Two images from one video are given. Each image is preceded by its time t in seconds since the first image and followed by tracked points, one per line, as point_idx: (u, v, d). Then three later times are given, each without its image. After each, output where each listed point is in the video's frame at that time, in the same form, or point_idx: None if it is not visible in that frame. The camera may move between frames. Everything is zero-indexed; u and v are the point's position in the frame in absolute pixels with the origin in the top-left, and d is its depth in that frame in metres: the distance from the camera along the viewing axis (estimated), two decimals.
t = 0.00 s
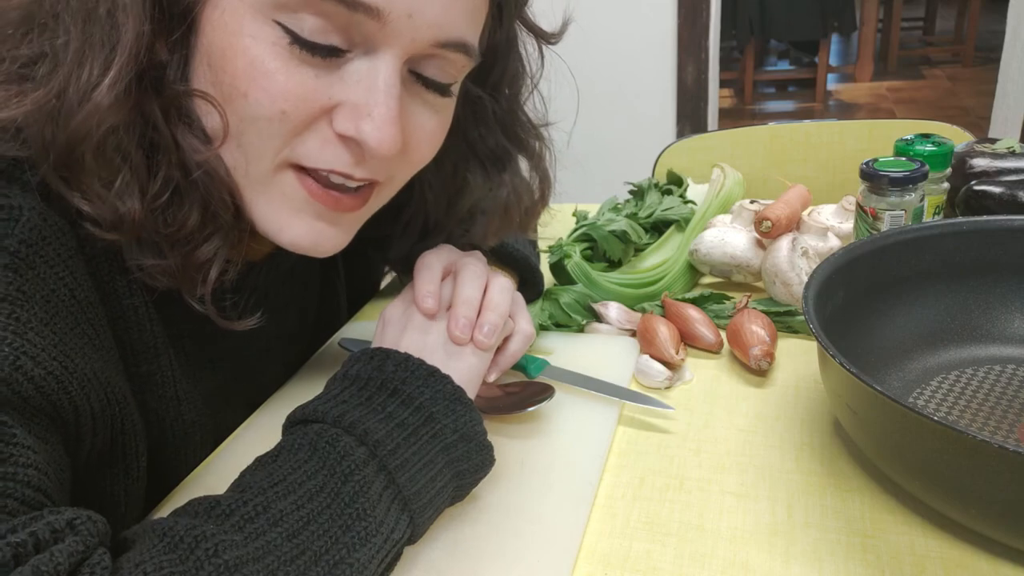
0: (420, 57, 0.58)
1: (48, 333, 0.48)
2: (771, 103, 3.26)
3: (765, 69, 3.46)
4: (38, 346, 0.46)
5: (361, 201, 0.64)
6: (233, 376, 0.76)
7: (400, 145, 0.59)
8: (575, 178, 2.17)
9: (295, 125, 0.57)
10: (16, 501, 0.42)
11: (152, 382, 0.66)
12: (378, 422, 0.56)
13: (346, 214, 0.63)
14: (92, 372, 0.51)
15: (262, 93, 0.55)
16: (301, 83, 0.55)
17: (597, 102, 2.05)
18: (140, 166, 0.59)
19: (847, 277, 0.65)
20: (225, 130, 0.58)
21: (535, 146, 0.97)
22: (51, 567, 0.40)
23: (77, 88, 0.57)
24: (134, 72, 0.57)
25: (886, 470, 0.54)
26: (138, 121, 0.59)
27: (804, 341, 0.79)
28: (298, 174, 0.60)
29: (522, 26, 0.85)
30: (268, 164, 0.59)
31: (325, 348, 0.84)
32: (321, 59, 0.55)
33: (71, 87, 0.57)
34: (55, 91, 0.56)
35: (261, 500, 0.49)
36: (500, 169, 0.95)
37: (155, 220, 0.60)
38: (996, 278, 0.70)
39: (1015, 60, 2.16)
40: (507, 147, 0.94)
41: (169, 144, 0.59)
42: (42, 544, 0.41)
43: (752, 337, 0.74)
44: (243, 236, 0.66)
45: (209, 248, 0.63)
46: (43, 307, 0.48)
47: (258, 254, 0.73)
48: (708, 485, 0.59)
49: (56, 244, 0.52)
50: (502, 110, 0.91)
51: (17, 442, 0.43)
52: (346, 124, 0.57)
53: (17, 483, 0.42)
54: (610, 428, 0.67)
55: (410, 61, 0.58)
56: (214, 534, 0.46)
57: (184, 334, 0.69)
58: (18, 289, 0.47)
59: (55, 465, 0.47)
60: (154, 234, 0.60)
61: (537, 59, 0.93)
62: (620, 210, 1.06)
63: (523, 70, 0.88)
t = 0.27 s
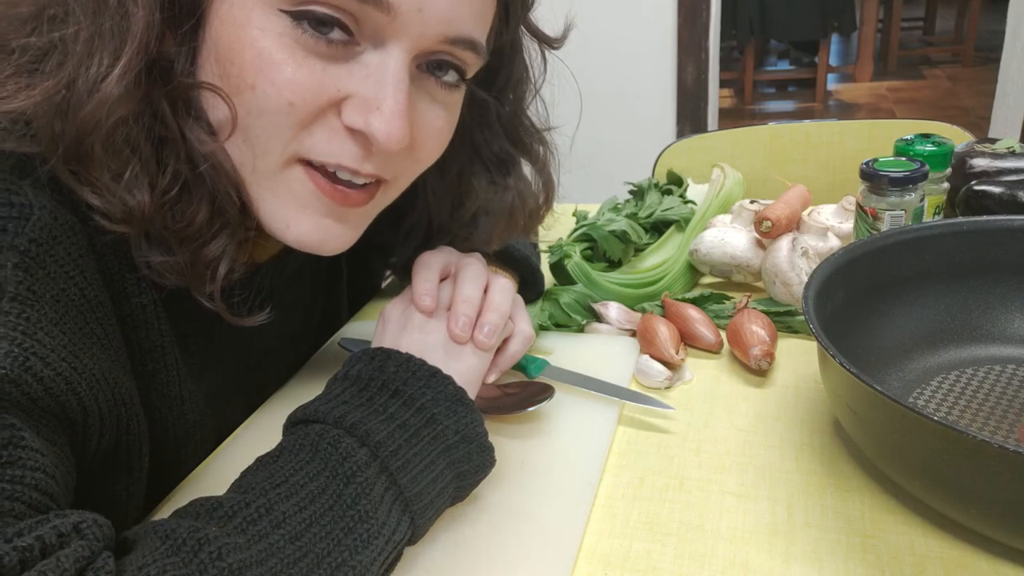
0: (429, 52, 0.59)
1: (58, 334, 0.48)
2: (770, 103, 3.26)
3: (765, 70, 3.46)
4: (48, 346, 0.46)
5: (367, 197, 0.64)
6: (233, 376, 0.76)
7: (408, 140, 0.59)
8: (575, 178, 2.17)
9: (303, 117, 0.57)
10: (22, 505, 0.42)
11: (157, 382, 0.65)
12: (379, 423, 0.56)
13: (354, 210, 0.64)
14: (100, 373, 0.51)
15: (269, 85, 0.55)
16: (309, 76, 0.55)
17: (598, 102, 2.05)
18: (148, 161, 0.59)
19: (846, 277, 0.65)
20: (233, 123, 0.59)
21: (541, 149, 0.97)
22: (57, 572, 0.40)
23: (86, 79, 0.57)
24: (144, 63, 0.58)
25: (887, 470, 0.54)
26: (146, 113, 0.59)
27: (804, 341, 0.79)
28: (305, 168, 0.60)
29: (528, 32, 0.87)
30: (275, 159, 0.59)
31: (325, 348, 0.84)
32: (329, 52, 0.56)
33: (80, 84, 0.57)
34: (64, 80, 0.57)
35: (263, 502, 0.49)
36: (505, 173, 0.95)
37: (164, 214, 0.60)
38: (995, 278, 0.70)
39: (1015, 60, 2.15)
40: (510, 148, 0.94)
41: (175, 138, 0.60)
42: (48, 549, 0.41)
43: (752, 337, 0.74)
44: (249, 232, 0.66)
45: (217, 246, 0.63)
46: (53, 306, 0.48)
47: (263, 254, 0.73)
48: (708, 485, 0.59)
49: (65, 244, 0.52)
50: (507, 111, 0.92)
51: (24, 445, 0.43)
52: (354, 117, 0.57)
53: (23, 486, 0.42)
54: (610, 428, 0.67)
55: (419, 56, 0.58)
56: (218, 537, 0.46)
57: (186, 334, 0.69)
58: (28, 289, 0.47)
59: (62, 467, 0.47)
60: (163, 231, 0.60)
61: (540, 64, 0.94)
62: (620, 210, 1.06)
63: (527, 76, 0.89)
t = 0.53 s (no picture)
0: (438, 83, 0.58)
1: (62, 335, 0.48)
2: (770, 103, 3.26)
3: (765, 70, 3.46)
4: (52, 348, 0.46)
5: (374, 216, 0.64)
6: (233, 377, 0.76)
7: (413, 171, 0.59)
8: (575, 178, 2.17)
9: (310, 145, 0.57)
10: (24, 505, 0.42)
11: (161, 386, 0.65)
12: (380, 423, 0.56)
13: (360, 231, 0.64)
14: (104, 376, 0.52)
15: (279, 112, 0.56)
16: (319, 103, 0.56)
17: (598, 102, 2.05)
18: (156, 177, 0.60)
19: (846, 278, 0.65)
20: (242, 144, 0.59)
21: (543, 152, 0.97)
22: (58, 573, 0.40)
23: (98, 101, 0.57)
24: (156, 87, 0.58)
25: (887, 470, 0.54)
26: (157, 132, 0.59)
27: (804, 341, 0.79)
28: (312, 191, 0.60)
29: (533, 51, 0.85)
30: (281, 180, 0.59)
31: (325, 349, 0.84)
32: (339, 83, 0.55)
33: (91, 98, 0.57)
34: (75, 101, 0.56)
35: (263, 502, 0.49)
36: (506, 189, 0.95)
37: (169, 229, 0.61)
38: (996, 278, 0.70)
39: (1015, 60, 2.15)
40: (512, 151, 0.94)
41: (184, 156, 0.60)
42: (49, 548, 0.41)
43: (752, 337, 0.74)
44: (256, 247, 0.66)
45: (220, 258, 0.63)
46: (57, 308, 0.48)
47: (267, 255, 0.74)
48: (709, 485, 0.59)
49: (68, 247, 0.52)
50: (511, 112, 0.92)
51: (27, 445, 0.43)
52: (361, 148, 0.57)
53: (26, 486, 0.42)
54: (610, 428, 0.67)
55: (429, 88, 0.58)
56: (218, 537, 0.46)
57: (186, 335, 0.69)
58: (32, 291, 0.47)
59: (65, 467, 0.47)
60: (167, 246, 0.61)
61: (546, 79, 0.93)
62: (620, 210, 1.06)
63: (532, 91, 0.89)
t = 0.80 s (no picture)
0: (422, 40, 0.59)
1: (50, 328, 0.48)
2: (770, 103, 3.26)
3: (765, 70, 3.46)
4: (39, 341, 0.46)
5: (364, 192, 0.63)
6: (231, 374, 0.76)
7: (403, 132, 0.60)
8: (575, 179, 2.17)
9: (300, 115, 0.57)
10: (19, 501, 0.42)
11: (155, 375, 0.66)
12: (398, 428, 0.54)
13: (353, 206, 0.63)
14: (94, 363, 0.51)
15: (263, 79, 0.56)
16: (303, 66, 0.56)
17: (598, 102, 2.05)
18: (145, 156, 0.60)
19: (846, 277, 0.65)
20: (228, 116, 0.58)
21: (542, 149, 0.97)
22: (50, 571, 0.40)
23: (79, 76, 0.58)
24: (138, 60, 0.58)
25: (886, 470, 0.54)
26: (142, 108, 0.60)
27: (804, 341, 0.79)
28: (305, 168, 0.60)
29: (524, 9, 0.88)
30: (274, 156, 0.59)
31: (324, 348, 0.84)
32: (321, 44, 0.56)
33: (72, 78, 0.58)
34: (58, 76, 0.58)
35: (268, 505, 0.49)
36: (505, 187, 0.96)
37: (162, 210, 0.61)
38: (996, 278, 0.70)
39: (1015, 60, 2.15)
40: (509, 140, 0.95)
41: (172, 132, 0.60)
42: (43, 545, 0.41)
43: (752, 337, 0.74)
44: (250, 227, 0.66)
45: (214, 241, 0.64)
46: (45, 300, 0.48)
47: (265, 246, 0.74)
48: (708, 485, 0.59)
49: (59, 237, 0.52)
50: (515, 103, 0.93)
51: (18, 440, 0.43)
52: (350, 114, 0.57)
53: (18, 481, 0.42)
54: (610, 428, 0.67)
55: (411, 46, 0.59)
56: (220, 540, 0.46)
57: (181, 326, 0.69)
58: (20, 284, 0.46)
59: (61, 463, 0.47)
60: (160, 225, 0.61)
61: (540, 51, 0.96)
62: (620, 210, 1.06)
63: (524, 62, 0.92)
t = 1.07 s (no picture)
0: (425, 46, 0.59)
1: (60, 331, 0.48)
2: (771, 103, 3.26)
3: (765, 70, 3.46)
4: (50, 345, 0.46)
5: (368, 196, 0.63)
6: (233, 376, 0.76)
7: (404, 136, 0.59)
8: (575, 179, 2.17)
9: (299, 115, 0.57)
10: (23, 504, 0.42)
11: (161, 377, 0.66)
12: (400, 432, 0.55)
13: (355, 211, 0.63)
14: (103, 368, 0.52)
15: (262, 82, 0.56)
16: (304, 70, 0.56)
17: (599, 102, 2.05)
18: (150, 160, 0.60)
19: (846, 278, 0.65)
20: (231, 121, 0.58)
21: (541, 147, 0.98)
22: None
23: (83, 82, 0.57)
24: (140, 65, 0.58)
25: (887, 470, 0.54)
26: (145, 112, 0.59)
27: (803, 342, 0.79)
28: (303, 168, 0.60)
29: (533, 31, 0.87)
30: (271, 155, 0.59)
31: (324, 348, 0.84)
32: (321, 48, 0.56)
33: (77, 82, 0.57)
34: (63, 80, 0.57)
35: (271, 507, 0.49)
36: (505, 187, 0.96)
37: (166, 214, 0.61)
38: (996, 279, 0.70)
39: (1015, 59, 2.15)
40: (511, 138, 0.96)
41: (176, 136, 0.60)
42: (47, 549, 0.41)
43: (752, 337, 0.74)
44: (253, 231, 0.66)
45: (219, 246, 0.63)
46: (56, 303, 0.48)
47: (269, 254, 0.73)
48: (708, 485, 0.59)
49: (68, 241, 0.52)
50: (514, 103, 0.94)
51: (24, 443, 0.43)
52: (350, 118, 0.57)
53: (23, 485, 0.42)
54: (611, 426, 0.67)
55: (414, 51, 0.59)
56: (223, 542, 0.46)
57: (187, 330, 0.69)
58: (31, 286, 0.47)
59: (66, 466, 0.47)
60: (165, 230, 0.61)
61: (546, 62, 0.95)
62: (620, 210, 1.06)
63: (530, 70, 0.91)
